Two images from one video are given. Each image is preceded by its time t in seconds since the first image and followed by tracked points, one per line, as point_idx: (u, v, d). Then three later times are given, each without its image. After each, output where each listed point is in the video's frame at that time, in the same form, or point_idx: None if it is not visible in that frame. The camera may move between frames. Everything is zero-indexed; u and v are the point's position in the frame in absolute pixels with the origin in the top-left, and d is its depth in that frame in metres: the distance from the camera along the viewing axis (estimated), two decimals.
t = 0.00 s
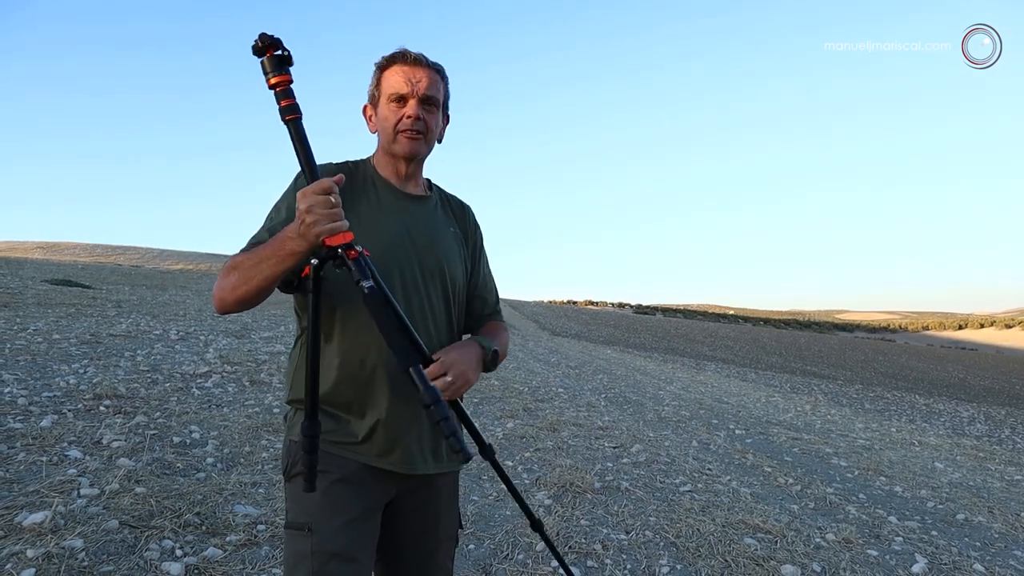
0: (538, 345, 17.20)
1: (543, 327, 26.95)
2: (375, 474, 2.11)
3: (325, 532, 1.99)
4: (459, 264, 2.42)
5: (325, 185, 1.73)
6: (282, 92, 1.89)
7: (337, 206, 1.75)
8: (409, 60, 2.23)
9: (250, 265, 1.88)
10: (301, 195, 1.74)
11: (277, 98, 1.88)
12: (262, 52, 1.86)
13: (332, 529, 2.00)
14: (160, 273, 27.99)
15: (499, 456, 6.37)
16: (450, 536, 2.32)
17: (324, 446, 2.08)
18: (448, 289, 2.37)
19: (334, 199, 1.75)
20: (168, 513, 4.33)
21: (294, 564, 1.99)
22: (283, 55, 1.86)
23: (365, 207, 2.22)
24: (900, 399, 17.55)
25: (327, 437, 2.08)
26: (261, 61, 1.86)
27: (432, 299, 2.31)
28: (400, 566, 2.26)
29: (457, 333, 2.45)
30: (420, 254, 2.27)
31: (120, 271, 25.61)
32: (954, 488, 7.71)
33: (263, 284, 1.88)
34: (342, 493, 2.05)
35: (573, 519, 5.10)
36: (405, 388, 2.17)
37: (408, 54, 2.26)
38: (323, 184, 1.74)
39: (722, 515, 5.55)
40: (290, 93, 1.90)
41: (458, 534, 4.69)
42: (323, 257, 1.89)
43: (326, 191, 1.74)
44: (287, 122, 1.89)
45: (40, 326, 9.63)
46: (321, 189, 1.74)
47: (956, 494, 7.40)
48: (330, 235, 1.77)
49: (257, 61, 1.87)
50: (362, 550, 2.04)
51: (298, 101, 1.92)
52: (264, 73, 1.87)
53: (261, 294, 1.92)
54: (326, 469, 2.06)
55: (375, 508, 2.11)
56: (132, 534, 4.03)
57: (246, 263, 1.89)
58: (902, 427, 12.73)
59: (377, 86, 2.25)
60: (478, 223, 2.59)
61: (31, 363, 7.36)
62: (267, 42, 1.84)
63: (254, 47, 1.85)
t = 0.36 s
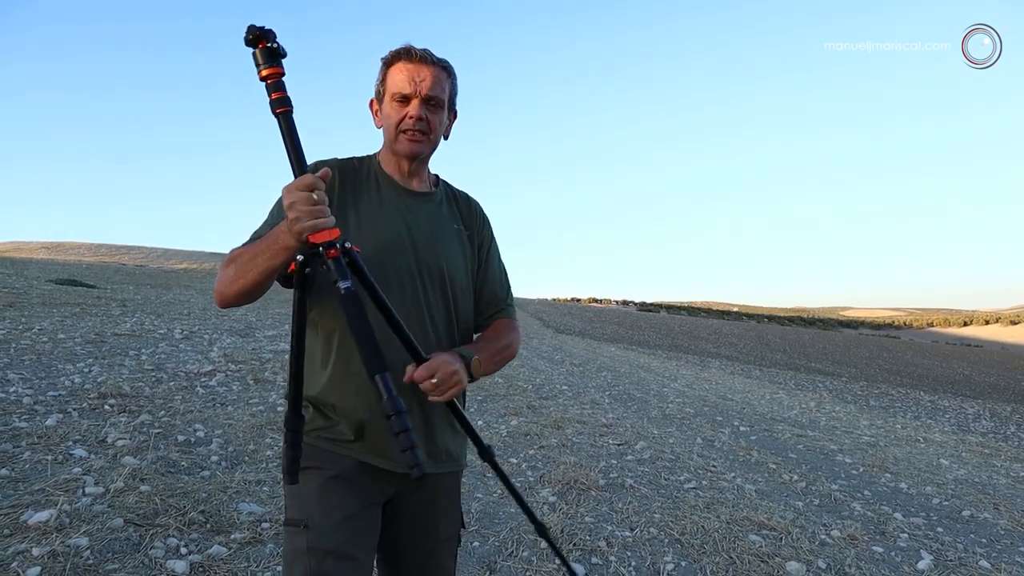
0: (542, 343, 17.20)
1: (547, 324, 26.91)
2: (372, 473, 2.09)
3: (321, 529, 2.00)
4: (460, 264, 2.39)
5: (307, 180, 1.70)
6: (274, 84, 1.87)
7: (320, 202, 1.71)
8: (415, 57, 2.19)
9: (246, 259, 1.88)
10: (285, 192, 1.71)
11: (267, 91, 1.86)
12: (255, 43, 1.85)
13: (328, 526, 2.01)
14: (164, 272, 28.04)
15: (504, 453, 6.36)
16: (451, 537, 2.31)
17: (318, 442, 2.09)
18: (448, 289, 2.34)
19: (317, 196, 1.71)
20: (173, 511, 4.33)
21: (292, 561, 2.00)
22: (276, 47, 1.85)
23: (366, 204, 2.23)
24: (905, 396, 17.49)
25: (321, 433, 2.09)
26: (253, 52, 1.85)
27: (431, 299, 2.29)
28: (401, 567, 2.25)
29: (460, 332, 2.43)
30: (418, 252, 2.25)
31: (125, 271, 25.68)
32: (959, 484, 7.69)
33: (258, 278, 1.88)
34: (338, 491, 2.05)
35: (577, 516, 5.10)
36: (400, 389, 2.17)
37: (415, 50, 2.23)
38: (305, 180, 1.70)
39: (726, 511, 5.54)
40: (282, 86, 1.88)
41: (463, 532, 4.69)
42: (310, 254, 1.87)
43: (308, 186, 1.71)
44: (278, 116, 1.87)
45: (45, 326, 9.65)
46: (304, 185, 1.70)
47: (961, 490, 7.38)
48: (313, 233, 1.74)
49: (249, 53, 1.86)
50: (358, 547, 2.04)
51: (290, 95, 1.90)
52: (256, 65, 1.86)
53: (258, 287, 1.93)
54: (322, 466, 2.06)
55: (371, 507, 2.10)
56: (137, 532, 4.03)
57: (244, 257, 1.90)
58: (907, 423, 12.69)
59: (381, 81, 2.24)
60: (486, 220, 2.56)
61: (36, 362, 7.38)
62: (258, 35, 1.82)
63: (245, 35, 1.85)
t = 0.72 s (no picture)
0: (552, 336, 17.18)
1: (557, 318, 26.89)
2: (378, 468, 2.09)
3: (328, 524, 2.00)
4: (470, 258, 2.38)
5: (306, 205, 1.68)
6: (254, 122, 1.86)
7: (323, 222, 1.69)
8: (436, 57, 2.12)
9: (285, 285, 1.92)
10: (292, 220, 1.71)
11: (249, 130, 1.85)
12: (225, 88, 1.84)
13: (335, 521, 2.00)
14: (175, 269, 28.20)
15: (514, 447, 6.36)
16: (459, 530, 2.30)
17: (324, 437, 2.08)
18: (457, 283, 2.34)
19: (319, 216, 1.69)
20: (186, 507, 4.36)
21: (298, 556, 1.99)
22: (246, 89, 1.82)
23: (375, 199, 2.21)
24: (918, 387, 17.36)
25: (328, 428, 2.08)
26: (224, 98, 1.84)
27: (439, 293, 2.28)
28: (409, 561, 2.24)
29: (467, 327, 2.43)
30: (427, 246, 2.24)
31: (137, 268, 25.90)
32: (974, 475, 7.62)
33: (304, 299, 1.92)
34: (344, 486, 2.04)
35: (589, 509, 5.09)
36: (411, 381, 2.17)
37: (434, 48, 2.13)
38: (304, 205, 1.68)
39: (738, 504, 5.51)
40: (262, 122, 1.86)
41: (474, 526, 4.69)
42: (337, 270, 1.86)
43: (308, 210, 1.69)
44: (264, 150, 1.85)
45: (59, 324, 9.73)
46: (305, 210, 1.68)
47: (976, 481, 7.31)
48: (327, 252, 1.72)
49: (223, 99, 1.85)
50: (365, 542, 2.03)
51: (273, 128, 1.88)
52: (232, 110, 1.84)
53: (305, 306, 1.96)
54: (328, 461, 2.06)
55: (378, 501, 2.10)
56: (151, 527, 4.06)
57: (281, 283, 1.93)
58: (920, 414, 12.59)
59: (399, 77, 2.17)
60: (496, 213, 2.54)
61: (50, 360, 7.44)
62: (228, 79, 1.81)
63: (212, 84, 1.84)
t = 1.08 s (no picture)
0: (561, 333, 17.16)
1: (566, 314, 26.86)
2: (388, 463, 2.09)
3: (338, 519, 2.00)
4: (480, 257, 2.37)
5: (325, 148, 1.76)
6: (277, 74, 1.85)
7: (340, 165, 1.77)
8: (464, 64, 2.05)
9: (268, 252, 1.88)
10: (305, 162, 1.75)
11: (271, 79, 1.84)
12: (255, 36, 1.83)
13: (345, 516, 2.00)
14: (186, 263, 28.37)
15: (522, 443, 6.36)
16: (469, 526, 2.30)
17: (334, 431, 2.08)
18: (467, 281, 2.32)
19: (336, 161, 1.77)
20: (195, 500, 4.38)
21: (309, 551, 1.99)
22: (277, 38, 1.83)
23: (386, 196, 2.21)
24: (929, 386, 17.23)
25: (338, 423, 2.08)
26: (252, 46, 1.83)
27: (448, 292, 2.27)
28: (419, 557, 2.25)
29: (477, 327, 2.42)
30: (437, 244, 2.24)
31: (147, 262, 26.02)
32: (985, 475, 7.55)
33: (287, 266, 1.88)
34: (354, 481, 2.04)
35: (596, 506, 5.08)
36: (422, 377, 2.16)
37: (462, 53, 2.06)
38: (325, 149, 1.76)
39: (746, 502, 5.49)
40: (286, 75, 1.86)
41: (482, 522, 4.69)
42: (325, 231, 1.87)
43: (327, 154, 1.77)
44: (285, 101, 1.84)
45: (71, 317, 9.80)
46: (324, 153, 1.76)
47: (987, 481, 7.25)
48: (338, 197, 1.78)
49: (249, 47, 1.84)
50: (375, 538, 2.03)
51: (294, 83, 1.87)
52: (258, 58, 1.83)
53: (286, 277, 1.92)
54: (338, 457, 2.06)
55: (388, 497, 2.10)
56: (160, 520, 4.08)
57: (266, 250, 1.89)
58: (931, 413, 12.50)
59: (422, 80, 2.08)
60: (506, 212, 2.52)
61: (62, 353, 7.49)
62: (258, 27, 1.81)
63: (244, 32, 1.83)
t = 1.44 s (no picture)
0: (564, 337, 17.15)
1: (569, 319, 26.85)
2: (387, 468, 2.09)
3: (336, 523, 1.99)
4: (483, 266, 2.38)
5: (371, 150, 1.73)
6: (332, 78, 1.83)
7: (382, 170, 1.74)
8: (488, 84, 2.04)
9: (291, 246, 1.86)
10: (348, 160, 1.72)
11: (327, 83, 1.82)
12: (317, 41, 1.82)
13: (343, 520, 2.00)
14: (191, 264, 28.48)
15: (525, 448, 6.36)
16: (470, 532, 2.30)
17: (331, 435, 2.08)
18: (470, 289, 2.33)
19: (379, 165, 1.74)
20: (197, 502, 4.39)
21: (307, 554, 2.00)
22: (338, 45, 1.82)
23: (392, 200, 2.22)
24: (933, 393, 17.17)
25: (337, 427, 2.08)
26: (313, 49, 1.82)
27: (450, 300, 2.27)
28: (418, 561, 2.24)
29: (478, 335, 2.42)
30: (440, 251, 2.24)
31: (152, 262, 26.13)
32: (989, 483, 7.52)
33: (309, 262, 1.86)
34: (352, 485, 2.04)
35: (598, 511, 5.07)
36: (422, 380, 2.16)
37: (486, 71, 2.04)
38: (371, 152, 1.72)
39: (749, 509, 5.47)
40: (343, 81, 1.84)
41: (484, 526, 4.69)
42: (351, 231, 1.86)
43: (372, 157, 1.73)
44: (338, 106, 1.81)
45: (75, 317, 9.84)
46: (369, 156, 1.72)
47: (991, 489, 7.21)
48: (375, 200, 1.74)
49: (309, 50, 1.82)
50: (373, 542, 2.03)
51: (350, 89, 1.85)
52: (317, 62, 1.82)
53: (303, 275, 1.91)
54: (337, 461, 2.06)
55: (387, 502, 2.10)
56: (162, 522, 4.09)
57: (290, 244, 1.87)
58: (934, 420, 12.45)
59: (445, 95, 2.06)
60: (513, 220, 2.52)
61: (66, 352, 7.51)
62: (322, 34, 1.81)
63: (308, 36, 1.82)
